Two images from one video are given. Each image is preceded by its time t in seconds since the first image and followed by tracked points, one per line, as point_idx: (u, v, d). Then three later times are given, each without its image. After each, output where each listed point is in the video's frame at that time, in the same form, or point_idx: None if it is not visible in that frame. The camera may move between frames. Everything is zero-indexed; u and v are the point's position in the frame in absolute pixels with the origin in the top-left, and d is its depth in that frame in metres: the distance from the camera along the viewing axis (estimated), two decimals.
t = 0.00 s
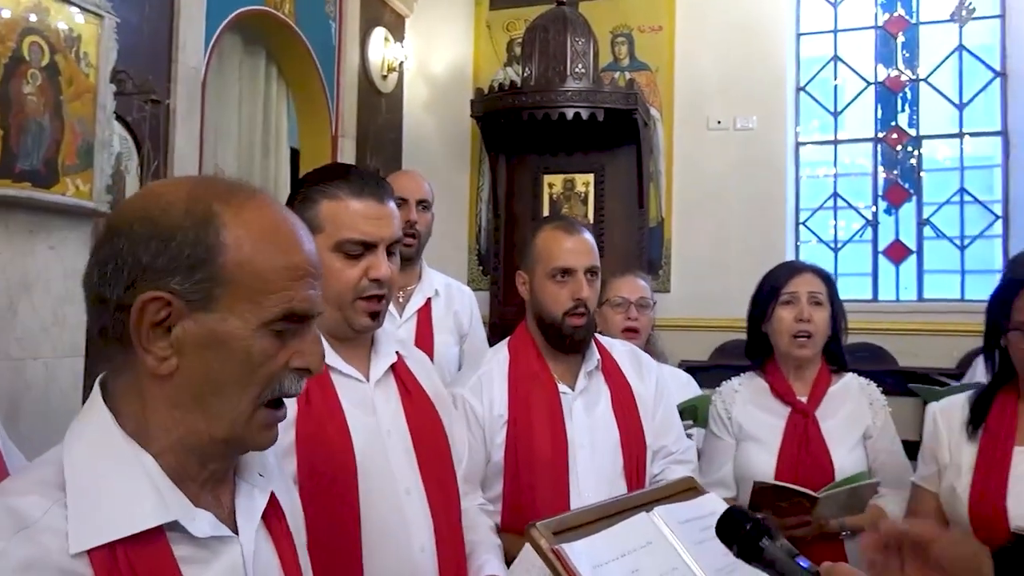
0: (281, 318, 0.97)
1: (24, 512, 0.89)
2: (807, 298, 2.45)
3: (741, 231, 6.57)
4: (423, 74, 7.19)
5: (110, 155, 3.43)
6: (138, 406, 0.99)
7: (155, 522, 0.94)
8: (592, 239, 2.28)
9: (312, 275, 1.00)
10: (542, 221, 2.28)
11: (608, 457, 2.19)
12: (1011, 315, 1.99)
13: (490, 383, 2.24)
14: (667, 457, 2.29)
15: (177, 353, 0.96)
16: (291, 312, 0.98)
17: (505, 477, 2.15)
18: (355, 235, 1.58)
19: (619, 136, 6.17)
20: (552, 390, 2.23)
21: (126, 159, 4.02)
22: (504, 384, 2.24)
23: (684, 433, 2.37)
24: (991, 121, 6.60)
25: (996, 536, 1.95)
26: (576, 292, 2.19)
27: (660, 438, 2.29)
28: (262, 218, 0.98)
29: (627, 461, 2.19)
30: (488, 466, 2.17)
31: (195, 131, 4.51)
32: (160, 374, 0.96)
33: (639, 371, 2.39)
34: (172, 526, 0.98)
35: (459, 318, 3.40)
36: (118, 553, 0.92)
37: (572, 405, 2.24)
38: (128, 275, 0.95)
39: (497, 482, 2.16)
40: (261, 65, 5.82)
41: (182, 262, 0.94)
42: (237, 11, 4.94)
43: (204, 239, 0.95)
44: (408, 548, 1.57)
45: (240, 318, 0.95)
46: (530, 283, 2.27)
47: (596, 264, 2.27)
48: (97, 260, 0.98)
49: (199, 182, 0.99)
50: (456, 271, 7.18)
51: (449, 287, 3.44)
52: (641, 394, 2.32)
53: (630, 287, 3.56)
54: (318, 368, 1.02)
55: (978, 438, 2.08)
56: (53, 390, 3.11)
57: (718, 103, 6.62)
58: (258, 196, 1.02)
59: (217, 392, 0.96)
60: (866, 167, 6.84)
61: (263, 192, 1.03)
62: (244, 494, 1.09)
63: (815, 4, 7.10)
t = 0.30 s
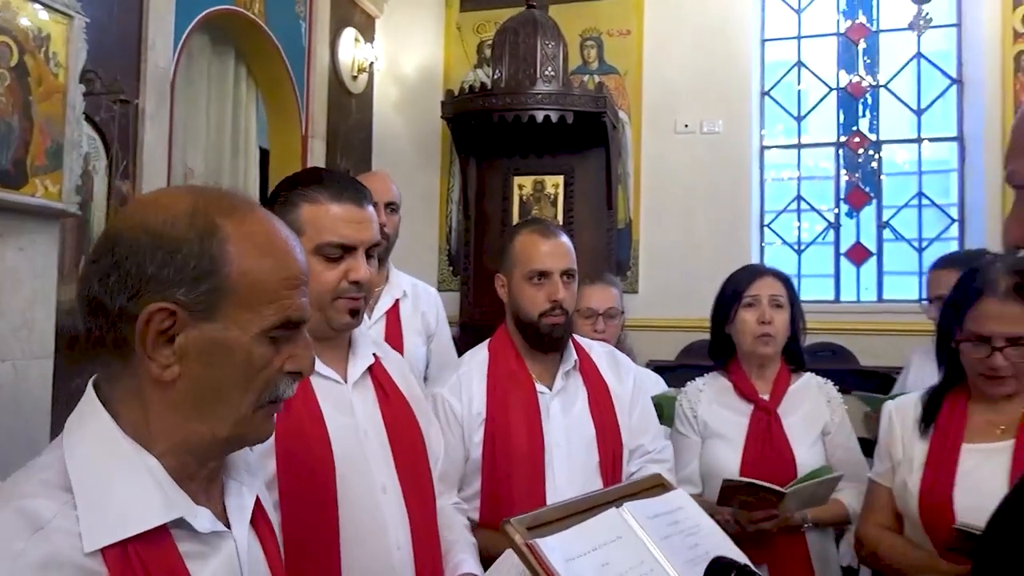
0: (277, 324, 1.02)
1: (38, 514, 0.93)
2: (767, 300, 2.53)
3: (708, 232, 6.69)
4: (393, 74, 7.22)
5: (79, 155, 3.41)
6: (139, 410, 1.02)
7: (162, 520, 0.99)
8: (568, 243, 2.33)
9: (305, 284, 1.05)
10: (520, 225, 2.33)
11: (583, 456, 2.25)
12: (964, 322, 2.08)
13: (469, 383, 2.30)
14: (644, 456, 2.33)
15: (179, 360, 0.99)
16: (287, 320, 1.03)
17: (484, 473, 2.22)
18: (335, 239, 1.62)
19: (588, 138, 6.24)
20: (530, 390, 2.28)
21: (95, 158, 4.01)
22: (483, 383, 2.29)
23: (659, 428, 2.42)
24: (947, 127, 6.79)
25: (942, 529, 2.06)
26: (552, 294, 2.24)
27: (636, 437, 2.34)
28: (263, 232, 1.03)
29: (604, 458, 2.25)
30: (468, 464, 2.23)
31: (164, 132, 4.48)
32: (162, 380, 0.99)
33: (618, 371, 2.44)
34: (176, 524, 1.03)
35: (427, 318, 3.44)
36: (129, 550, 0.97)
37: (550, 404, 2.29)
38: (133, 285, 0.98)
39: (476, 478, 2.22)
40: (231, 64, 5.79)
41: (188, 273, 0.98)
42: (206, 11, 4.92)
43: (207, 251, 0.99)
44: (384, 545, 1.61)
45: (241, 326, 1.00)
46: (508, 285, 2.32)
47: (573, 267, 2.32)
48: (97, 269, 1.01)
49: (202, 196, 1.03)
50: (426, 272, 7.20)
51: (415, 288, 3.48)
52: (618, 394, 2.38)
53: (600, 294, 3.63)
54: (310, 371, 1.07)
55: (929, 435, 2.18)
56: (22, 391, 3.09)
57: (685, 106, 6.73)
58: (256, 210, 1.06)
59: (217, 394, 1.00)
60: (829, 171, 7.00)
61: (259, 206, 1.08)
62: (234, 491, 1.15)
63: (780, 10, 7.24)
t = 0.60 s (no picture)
0: (290, 330, 1.09)
1: (64, 510, 0.99)
2: (744, 299, 2.61)
3: (682, 231, 6.80)
4: (369, 76, 7.26)
5: (59, 159, 3.41)
6: (155, 410, 1.09)
7: (181, 514, 1.06)
8: (556, 245, 2.40)
9: (314, 292, 1.13)
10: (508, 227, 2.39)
11: (571, 450, 2.33)
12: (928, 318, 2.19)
13: (460, 378, 2.38)
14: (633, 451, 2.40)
15: (196, 364, 1.07)
16: (298, 326, 1.10)
17: (474, 468, 2.29)
18: (332, 241, 1.67)
19: (564, 139, 6.31)
20: (519, 388, 2.36)
21: (73, 162, 3.99)
22: (473, 379, 2.37)
23: (649, 425, 2.48)
24: (912, 127, 6.97)
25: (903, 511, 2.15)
26: (539, 293, 2.31)
27: (626, 433, 2.41)
28: (277, 242, 1.10)
29: (591, 452, 2.33)
30: (459, 458, 2.31)
31: (142, 134, 4.47)
32: (180, 382, 1.07)
33: (607, 369, 2.52)
34: (194, 518, 1.11)
35: (406, 318, 3.49)
36: (151, 543, 1.04)
37: (538, 400, 2.37)
38: (153, 292, 1.04)
39: (467, 473, 2.30)
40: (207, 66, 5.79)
41: (206, 281, 1.04)
42: (183, 13, 4.91)
43: (225, 259, 1.06)
44: (379, 537, 1.67)
45: (256, 332, 1.07)
46: (497, 286, 2.39)
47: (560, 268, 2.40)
48: (118, 275, 1.06)
49: (217, 207, 1.09)
50: (404, 272, 7.23)
51: (393, 288, 3.51)
52: (607, 391, 2.45)
53: (576, 295, 3.72)
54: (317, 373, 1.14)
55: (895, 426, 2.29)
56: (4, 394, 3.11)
57: (659, 108, 6.84)
58: (269, 221, 1.13)
59: (231, 397, 1.08)
60: (799, 170, 7.15)
61: (272, 217, 1.14)
62: (246, 487, 1.22)
63: (750, 12, 7.36)
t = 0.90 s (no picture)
0: (302, 337, 1.14)
1: (80, 500, 1.05)
2: (722, 304, 2.69)
3: (660, 232, 6.91)
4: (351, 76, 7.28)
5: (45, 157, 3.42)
6: (172, 407, 1.15)
7: (192, 508, 1.11)
8: (543, 253, 2.50)
9: (329, 300, 1.17)
10: (496, 238, 2.51)
11: (558, 446, 2.51)
12: (898, 320, 2.29)
13: (453, 376, 2.56)
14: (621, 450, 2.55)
15: (211, 364, 1.12)
16: (310, 332, 1.15)
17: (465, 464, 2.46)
18: (333, 244, 1.80)
19: (544, 140, 6.37)
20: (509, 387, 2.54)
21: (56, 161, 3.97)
22: (465, 378, 2.55)
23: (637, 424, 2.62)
24: (883, 133, 7.14)
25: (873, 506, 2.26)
26: (522, 307, 2.45)
27: (615, 432, 2.57)
28: (293, 250, 1.15)
29: (579, 448, 2.50)
30: (453, 452, 2.50)
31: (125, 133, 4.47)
32: (195, 381, 1.12)
33: (597, 370, 2.66)
34: (203, 512, 1.15)
35: (391, 317, 3.53)
36: (161, 536, 1.09)
37: (527, 398, 2.56)
38: (173, 294, 1.10)
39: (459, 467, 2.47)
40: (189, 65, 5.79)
41: (222, 286, 1.10)
42: (164, 11, 4.90)
43: (241, 265, 1.11)
44: (377, 530, 1.79)
45: (268, 336, 1.12)
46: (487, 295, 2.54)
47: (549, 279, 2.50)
48: (141, 277, 1.13)
49: (236, 215, 1.15)
50: (384, 272, 7.26)
51: (379, 287, 3.55)
52: (595, 392, 2.60)
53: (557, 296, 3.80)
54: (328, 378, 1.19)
55: (867, 423, 2.38)
56: None
57: (638, 111, 6.93)
58: (287, 229, 1.18)
59: (245, 398, 1.13)
60: (773, 173, 7.29)
61: (290, 226, 1.19)
62: (260, 483, 1.27)
63: (728, 17, 7.48)
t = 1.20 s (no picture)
0: (310, 353, 1.18)
1: (92, 505, 1.09)
2: (709, 307, 2.75)
3: (644, 232, 6.98)
4: (334, 78, 7.29)
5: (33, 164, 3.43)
6: (180, 413, 1.19)
7: (201, 514, 1.15)
8: (538, 259, 2.56)
9: (340, 318, 1.21)
10: (492, 243, 2.55)
11: (552, 446, 2.57)
12: (881, 318, 2.38)
13: (450, 378, 2.63)
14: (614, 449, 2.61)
15: (218, 373, 1.17)
16: (317, 349, 1.19)
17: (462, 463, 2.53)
18: (336, 250, 1.96)
19: (528, 141, 6.41)
20: (504, 388, 2.61)
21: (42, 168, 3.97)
22: (462, 379, 2.62)
23: (631, 425, 2.67)
24: (861, 132, 7.26)
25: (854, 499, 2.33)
26: (517, 312, 2.51)
27: (609, 432, 2.62)
28: (305, 267, 1.19)
29: (573, 447, 2.55)
30: (450, 452, 2.57)
31: (110, 138, 4.47)
32: (203, 390, 1.17)
33: (591, 371, 2.72)
34: (212, 517, 1.19)
35: (382, 320, 3.57)
36: (171, 540, 1.13)
37: (523, 399, 2.63)
38: (186, 302, 1.15)
39: (455, 467, 2.55)
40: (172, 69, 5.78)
41: (234, 298, 1.15)
42: (148, 15, 4.90)
43: (253, 279, 1.15)
44: (378, 531, 1.85)
45: (275, 350, 1.16)
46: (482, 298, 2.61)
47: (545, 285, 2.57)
48: (159, 285, 1.17)
49: (252, 231, 1.19)
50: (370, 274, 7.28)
51: (370, 291, 3.60)
52: (589, 392, 2.66)
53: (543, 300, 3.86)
54: (333, 395, 1.22)
55: (850, 418, 2.46)
56: None
57: (620, 112, 7.00)
58: (300, 246, 1.22)
59: (250, 410, 1.17)
60: (753, 171, 7.39)
61: (305, 243, 1.24)
62: (271, 491, 1.31)
63: (707, 19, 7.57)
